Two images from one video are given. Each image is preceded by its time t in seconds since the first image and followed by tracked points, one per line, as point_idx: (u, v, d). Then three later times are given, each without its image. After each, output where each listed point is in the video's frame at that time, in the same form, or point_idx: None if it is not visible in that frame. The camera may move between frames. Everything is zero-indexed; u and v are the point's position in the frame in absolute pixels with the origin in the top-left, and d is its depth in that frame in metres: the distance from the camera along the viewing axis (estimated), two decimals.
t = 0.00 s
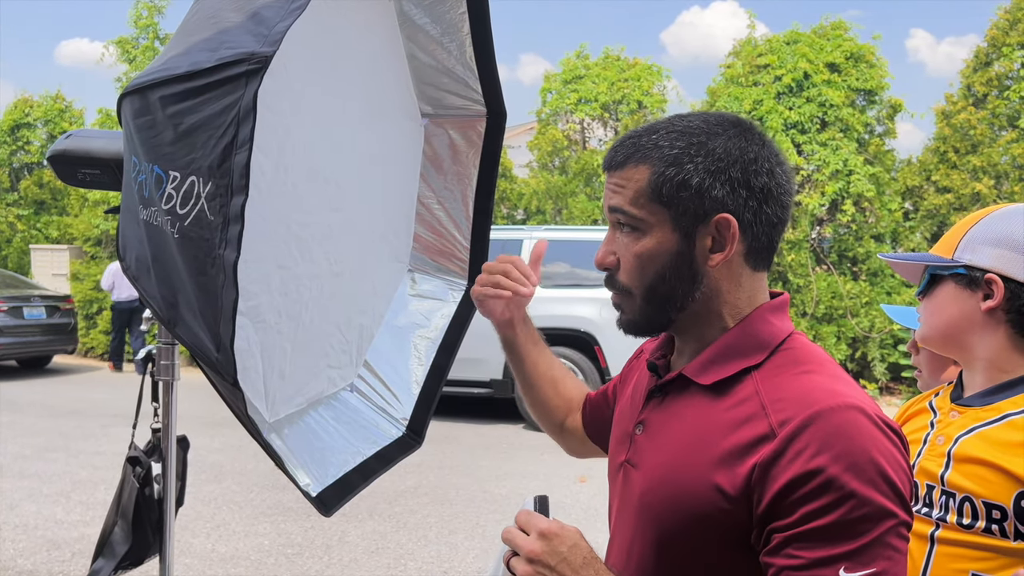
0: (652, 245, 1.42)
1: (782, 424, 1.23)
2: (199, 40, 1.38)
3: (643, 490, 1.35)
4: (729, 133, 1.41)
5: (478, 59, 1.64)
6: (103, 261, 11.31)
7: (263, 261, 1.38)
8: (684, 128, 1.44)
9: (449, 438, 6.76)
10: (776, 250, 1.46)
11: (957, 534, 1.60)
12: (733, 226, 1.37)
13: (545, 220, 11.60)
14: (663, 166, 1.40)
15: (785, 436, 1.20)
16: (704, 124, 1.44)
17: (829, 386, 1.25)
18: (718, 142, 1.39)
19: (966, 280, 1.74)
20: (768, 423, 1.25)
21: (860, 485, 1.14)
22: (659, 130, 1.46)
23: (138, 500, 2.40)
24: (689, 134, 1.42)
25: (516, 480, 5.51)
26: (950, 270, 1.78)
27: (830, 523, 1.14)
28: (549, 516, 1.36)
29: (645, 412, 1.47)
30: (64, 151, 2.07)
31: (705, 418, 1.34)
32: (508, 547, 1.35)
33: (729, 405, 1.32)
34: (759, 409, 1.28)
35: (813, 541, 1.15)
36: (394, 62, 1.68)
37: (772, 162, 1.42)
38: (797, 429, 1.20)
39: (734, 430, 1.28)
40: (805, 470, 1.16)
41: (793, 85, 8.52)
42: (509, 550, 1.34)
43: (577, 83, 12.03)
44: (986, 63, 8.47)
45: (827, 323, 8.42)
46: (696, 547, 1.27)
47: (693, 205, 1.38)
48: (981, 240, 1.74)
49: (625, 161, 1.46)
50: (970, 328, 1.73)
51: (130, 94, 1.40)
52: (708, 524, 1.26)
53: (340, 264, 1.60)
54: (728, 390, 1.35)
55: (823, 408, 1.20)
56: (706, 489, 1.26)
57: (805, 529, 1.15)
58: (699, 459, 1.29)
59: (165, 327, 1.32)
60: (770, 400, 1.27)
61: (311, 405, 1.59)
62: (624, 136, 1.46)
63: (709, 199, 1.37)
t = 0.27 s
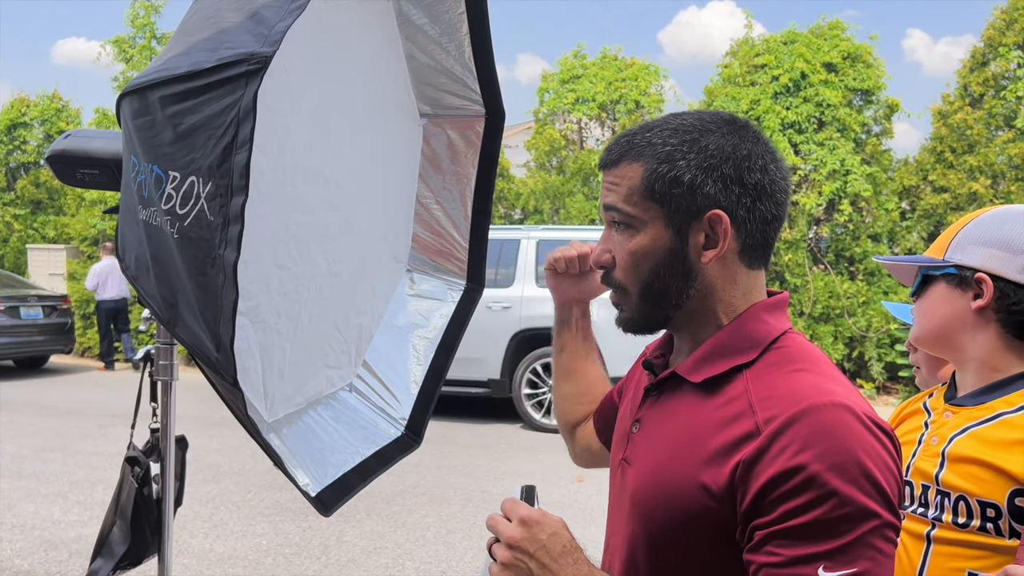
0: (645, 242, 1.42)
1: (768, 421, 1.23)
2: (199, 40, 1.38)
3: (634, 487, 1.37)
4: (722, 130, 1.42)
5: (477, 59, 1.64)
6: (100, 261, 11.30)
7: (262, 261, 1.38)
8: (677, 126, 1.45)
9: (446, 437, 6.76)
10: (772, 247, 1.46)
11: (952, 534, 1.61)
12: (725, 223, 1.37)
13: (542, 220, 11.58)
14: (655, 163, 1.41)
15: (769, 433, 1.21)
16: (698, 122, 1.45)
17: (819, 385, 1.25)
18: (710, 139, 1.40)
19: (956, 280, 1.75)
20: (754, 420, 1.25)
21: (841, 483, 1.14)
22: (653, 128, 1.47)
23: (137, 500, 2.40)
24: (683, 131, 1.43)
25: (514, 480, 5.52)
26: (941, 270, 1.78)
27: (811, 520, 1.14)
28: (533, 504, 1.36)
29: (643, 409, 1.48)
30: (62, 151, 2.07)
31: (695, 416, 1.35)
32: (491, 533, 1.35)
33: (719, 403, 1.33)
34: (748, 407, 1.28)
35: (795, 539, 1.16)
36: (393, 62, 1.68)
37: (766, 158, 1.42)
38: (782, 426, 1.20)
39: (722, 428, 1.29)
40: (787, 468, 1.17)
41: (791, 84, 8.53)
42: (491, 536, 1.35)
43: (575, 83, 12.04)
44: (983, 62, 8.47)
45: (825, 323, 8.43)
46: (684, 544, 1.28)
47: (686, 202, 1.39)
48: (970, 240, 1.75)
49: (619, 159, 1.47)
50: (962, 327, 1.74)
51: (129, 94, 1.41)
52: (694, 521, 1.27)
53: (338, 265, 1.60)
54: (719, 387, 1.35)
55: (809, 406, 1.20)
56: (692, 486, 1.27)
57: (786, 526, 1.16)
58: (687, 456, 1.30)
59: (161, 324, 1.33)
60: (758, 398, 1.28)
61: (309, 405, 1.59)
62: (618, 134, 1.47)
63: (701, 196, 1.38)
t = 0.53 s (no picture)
0: (641, 249, 1.42)
1: (761, 420, 1.24)
2: (196, 40, 1.38)
3: (630, 486, 1.37)
4: (710, 131, 1.43)
5: (474, 59, 1.64)
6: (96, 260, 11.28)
7: (259, 260, 1.38)
8: (664, 129, 1.45)
9: (443, 437, 6.76)
10: (767, 245, 1.47)
11: (944, 532, 1.62)
12: (720, 225, 1.38)
13: (540, 219, 11.57)
14: (646, 168, 1.41)
15: (762, 432, 1.22)
16: (685, 124, 1.45)
17: (813, 383, 1.25)
18: (699, 141, 1.41)
19: (941, 280, 1.76)
20: (748, 419, 1.26)
21: (832, 482, 1.14)
22: (640, 133, 1.47)
23: (133, 500, 2.40)
24: (671, 135, 1.44)
25: (511, 479, 5.52)
26: (926, 270, 1.80)
27: (803, 519, 1.15)
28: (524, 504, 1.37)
29: (641, 410, 1.49)
30: (59, 151, 2.07)
31: (691, 416, 1.35)
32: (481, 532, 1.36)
33: (714, 403, 1.34)
34: (743, 406, 1.29)
35: (787, 537, 1.16)
36: (390, 62, 1.68)
37: (754, 157, 1.44)
38: (775, 425, 1.21)
39: (717, 427, 1.30)
40: (780, 466, 1.17)
41: (787, 84, 8.54)
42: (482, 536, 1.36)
43: (572, 82, 12.05)
44: (979, 62, 8.49)
45: (821, 322, 8.45)
46: (677, 543, 1.28)
47: (679, 206, 1.39)
48: (954, 240, 1.76)
49: (607, 168, 1.47)
50: (948, 327, 1.75)
51: (126, 95, 1.41)
52: (687, 520, 1.27)
53: (336, 265, 1.61)
54: (715, 387, 1.36)
55: (802, 404, 1.21)
56: (687, 485, 1.28)
57: (778, 525, 1.16)
58: (682, 455, 1.31)
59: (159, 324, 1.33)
60: (753, 397, 1.28)
61: (306, 404, 1.59)
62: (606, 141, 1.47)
63: (694, 199, 1.38)
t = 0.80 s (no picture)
0: (632, 248, 1.42)
1: (762, 420, 1.24)
2: (191, 38, 1.38)
3: (629, 486, 1.37)
4: (701, 130, 1.44)
5: (470, 58, 1.64)
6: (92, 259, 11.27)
7: (254, 259, 1.38)
8: (656, 128, 1.46)
9: (439, 436, 6.76)
10: (759, 244, 1.48)
11: (937, 526, 1.63)
12: (711, 224, 1.38)
13: (536, 219, 11.60)
14: (637, 167, 1.42)
15: (762, 431, 1.22)
16: (676, 123, 1.46)
17: (812, 381, 1.26)
18: (690, 140, 1.42)
19: (922, 286, 1.78)
20: (748, 419, 1.26)
21: (834, 481, 1.15)
22: (632, 132, 1.47)
23: (129, 499, 2.40)
24: (662, 134, 1.44)
25: (507, 478, 5.53)
26: (906, 277, 1.81)
27: (805, 519, 1.15)
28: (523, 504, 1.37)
29: (637, 410, 1.49)
30: (55, 150, 2.07)
31: (690, 415, 1.36)
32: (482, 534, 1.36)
33: (712, 402, 1.34)
34: (742, 406, 1.29)
35: (789, 536, 1.16)
36: (385, 60, 1.68)
37: (746, 156, 1.44)
38: (775, 424, 1.21)
39: (716, 427, 1.30)
40: (780, 466, 1.17)
41: (783, 84, 8.55)
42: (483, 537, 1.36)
43: (568, 82, 12.07)
44: (974, 62, 8.53)
45: (817, 321, 8.47)
46: (677, 542, 1.29)
47: (670, 205, 1.39)
48: (929, 244, 1.78)
49: (599, 166, 1.47)
50: (934, 330, 1.77)
51: (121, 94, 1.41)
52: (688, 520, 1.28)
53: (331, 263, 1.60)
54: (713, 387, 1.36)
55: (802, 403, 1.21)
56: (687, 485, 1.28)
57: (779, 524, 1.17)
58: (682, 455, 1.31)
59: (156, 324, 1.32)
60: (752, 396, 1.29)
61: (302, 403, 1.59)
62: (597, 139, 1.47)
63: (686, 198, 1.39)
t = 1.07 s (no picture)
0: (628, 245, 1.42)
1: (762, 420, 1.24)
2: (186, 37, 1.37)
3: (628, 487, 1.38)
4: (701, 129, 1.44)
5: (465, 57, 1.64)
6: (86, 259, 11.24)
7: (249, 258, 1.38)
8: (656, 125, 1.46)
9: (435, 435, 6.76)
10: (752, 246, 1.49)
11: (933, 521, 1.63)
12: (709, 223, 1.39)
13: (532, 218, 11.55)
14: (636, 164, 1.42)
15: (763, 432, 1.22)
16: (676, 121, 1.46)
17: (810, 381, 1.26)
18: (691, 139, 1.42)
19: (905, 296, 1.79)
20: (747, 419, 1.27)
21: (836, 480, 1.15)
22: (632, 128, 1.47)
23: (125, 498, 2.39)
24: (662, 132, 1.44)
25: (503, 477, 5.53)
26: (889, 288, 1.83)
27: (808, 518, 1.16)
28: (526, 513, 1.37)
29: (632, 410, 1.49)
30: (49, 148, 2.06)
31: (688, 416, 1.36)
32: (486, 544, 1.36)
33: (711, 403, 1.34)
34: (741, 406, 1.29)
35: (792, 536, 1.17)
36: (380, 60, 1.68)
37: (744, 156, 1.45)
38: (776, 425, 1.21)
39: (716, 427, 1.30)
40: (783, 467, 1.18)
41: (778, 83, 8.56)
42: (487, 547, 1.36)
43: (564, 81, 12.08)
44: (968, 62, 8.57)
45: (812, 320, 8.49)
46: (680, 543, 1.29)
47: (668, 203, 1.40)
48: (908, 253, 1.79)
49: (598, 160, 1.47)
50: (922, 337, 1.79)
51: (116, 92, 1.40)
52: (689, 521, 1.28)
53: (327, 262, 1.61)
54: (711, 387, 1.36)
55: (803, 403, 1.21)
56: (688, 486, 1.28)
57: (782, 524, 1.17)
58: (682, 456, 1.31)
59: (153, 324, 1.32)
60: (751, 396, 1.29)
61: (297, 402, 1.59)
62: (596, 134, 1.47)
63: (684, 196, 1.39)
